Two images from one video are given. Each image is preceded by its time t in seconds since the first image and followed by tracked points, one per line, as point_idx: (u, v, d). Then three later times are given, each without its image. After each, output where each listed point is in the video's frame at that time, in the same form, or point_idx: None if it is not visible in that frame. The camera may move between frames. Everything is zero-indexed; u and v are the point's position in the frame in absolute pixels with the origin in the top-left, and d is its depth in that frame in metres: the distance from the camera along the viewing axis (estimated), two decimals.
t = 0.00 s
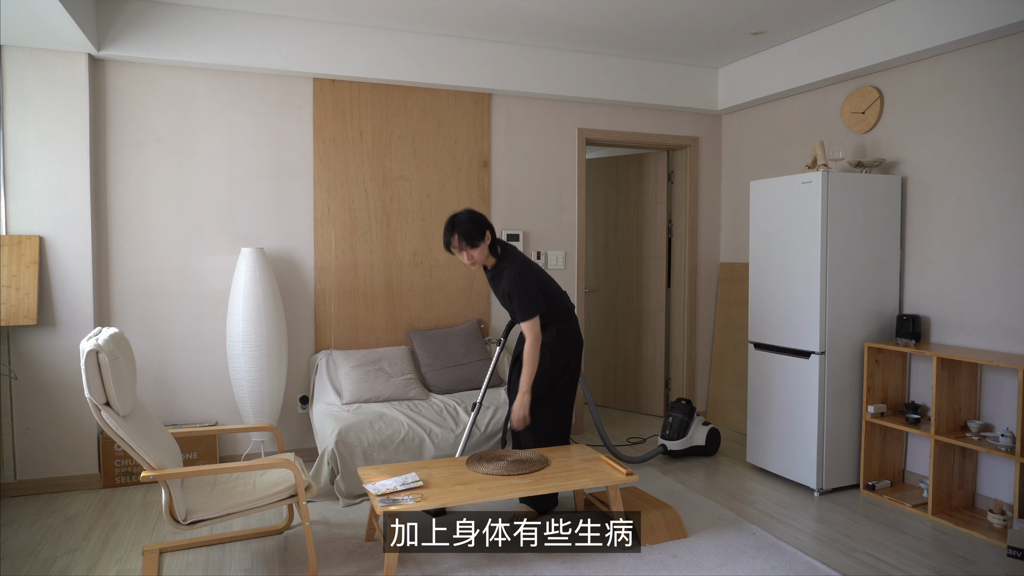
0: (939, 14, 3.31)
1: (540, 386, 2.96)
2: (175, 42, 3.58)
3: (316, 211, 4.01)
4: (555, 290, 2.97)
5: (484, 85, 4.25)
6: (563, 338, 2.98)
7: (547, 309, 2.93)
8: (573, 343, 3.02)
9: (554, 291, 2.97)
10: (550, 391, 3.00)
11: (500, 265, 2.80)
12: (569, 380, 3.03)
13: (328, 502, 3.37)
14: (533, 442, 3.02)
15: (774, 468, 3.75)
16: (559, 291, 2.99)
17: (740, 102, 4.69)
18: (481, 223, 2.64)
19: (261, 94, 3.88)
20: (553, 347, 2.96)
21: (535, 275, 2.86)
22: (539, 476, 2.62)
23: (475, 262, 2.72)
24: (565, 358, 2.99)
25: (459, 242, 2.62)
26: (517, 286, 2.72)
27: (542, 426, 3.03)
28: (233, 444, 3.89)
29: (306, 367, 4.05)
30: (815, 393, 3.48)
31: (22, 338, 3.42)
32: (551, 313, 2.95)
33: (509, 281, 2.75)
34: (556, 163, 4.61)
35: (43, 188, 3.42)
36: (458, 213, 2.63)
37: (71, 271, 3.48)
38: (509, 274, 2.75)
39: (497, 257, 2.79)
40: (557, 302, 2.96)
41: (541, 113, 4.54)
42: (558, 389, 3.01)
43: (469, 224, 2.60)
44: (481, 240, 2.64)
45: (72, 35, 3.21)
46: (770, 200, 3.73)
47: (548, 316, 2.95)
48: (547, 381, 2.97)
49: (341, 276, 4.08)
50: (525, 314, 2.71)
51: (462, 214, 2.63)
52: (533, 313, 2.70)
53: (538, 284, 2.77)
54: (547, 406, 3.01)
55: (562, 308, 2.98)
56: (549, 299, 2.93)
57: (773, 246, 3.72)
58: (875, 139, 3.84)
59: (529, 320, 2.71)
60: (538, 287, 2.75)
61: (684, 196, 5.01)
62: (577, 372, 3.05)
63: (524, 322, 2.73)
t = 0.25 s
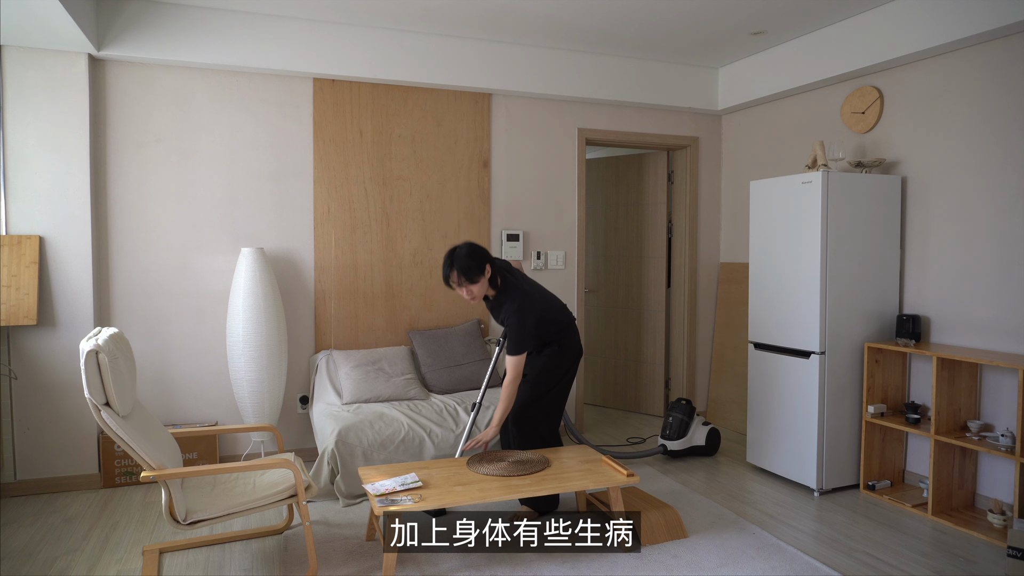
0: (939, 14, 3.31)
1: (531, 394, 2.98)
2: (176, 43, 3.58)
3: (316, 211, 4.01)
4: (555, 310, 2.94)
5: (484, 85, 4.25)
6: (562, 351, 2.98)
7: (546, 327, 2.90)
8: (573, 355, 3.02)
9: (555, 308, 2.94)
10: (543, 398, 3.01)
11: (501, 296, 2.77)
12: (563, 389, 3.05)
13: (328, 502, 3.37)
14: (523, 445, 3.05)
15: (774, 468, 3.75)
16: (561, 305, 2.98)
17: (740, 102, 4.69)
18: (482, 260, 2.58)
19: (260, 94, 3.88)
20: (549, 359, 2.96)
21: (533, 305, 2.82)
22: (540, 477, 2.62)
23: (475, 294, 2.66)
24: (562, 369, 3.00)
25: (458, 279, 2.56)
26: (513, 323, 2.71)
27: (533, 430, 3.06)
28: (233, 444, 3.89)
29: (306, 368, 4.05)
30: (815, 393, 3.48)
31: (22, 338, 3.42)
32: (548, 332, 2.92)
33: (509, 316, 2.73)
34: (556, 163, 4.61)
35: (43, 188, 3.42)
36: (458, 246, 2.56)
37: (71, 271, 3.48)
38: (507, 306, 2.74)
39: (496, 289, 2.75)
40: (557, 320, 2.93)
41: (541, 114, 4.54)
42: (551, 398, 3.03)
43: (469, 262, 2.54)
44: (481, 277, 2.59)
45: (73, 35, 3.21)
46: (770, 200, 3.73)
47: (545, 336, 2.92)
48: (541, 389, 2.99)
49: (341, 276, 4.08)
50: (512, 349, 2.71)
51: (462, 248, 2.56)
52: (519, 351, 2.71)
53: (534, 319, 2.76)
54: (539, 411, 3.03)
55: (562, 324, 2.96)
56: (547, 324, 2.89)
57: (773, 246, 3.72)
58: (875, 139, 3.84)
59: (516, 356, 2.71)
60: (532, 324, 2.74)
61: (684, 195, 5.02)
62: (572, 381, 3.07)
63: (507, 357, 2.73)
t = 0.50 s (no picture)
0: (939, 15, 3.32)
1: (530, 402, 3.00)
2: (176, 43, 3.58)
3: (316, 211, 4.01)
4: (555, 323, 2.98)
5: (484, 85, 4.25)
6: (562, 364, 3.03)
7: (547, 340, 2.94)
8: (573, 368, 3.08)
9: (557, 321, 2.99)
10: (542, 408, 3.03)
11: (496, 314, 2.75)
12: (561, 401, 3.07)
13: (328, 502, 3.37)
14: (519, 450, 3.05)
15: (774, 468, 3.75)
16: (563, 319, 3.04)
17: (740, 102, 4.69)
18: (477, 283, 2.56)
19: (261, 94, 3.88)
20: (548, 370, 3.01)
21: (529, 324, 2.82)
22: (542, 481, 2.62)
23: (469, 315, 2.63)
24: (563, 381, 3.04)
25: (451, 300, 2.54)
26: (503, 344, 2.70)
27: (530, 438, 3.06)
28: (233, 444, 3.89)
29: (306, 368, 4.05)
30: (815, 393, 3.48)
31: (22, 338, 3.42)
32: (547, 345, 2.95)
33: (502, 336, 2.72)
34: (556, 163, 4.61)
35: (43, 188, 3.42)
36: (454, 266, 2.56)
37: (71, 271, 3.48)
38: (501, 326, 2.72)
39: (492, 307, 2.71)
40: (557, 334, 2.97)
41: (541, 114, 4.54)
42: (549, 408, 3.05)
43: (464, 285, 2.52)
44: (475, 299, 2.57)
45: (73, 35, 3.21)
46: (770, 200, 3.73)
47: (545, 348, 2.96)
48: (539, 399, 3.00)
49: (341, 276, 4.08)
50: (500, 367, 2.69)
51: (458, 269, 2.55)
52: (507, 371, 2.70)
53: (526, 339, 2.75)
54: (537, 419, 3.04)
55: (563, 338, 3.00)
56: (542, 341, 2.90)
57: (773, 246, 3.72)
58: (875, 139, 3.84)
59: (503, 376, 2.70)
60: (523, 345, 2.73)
61: (684, 195, 5.02)
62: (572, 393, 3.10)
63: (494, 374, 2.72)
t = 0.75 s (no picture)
0: (939, 15, 3.32)
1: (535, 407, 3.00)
2: (176, 43, 3.58)
3: (316, 211, 4.01)
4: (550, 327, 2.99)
5: (484, 85, 4.25)
6: (562, 370, 3.06)
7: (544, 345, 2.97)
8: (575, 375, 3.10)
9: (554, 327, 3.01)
10: (543, 413, 3.03)
11: (493, 321, 2.69)
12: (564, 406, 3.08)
13: (328, 502, 3.37)
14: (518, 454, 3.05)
15: (774, 468, 3.75)
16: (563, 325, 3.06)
17: (740, 102, 4.69)
18: (472, 293, 2.50)
19: (261, 94, 3.88)
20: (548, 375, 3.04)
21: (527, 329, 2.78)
22: (544, 487, 2.58)
23: (463, 324, 2.57)
24: (564, 387, 3.05)
25: (444, 310, 2.47)
26: (502, 351, 2.63)
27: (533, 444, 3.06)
28: (233, 444, 3.89)
29: (306, 367, 4.05)
30: (815, 393, 3.48)
31: (22, 338, 3.42)
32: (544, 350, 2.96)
33: (499, 344, 2.65)
34: (556, 163, 4.61)
35: (43, 189, 3.42)
36: (449, 275, 2.48)
37: (71, 271, 3.48)
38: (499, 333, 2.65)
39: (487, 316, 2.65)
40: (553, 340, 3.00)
41: (541, 114, 4.54)
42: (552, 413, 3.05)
43: (457, 295, 2.45)
44: (469, 309, 2.51)
45: (73, 35, 3.21)
46: (770, 199, 3.73)
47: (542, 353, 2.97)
48: (540, 404, 3.01)
49: (341, 276, 4.08)
50: (502, 376, 2.62)
51: (454, 279, 2.47)
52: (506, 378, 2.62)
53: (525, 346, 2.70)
54: (537, 425, 3.04)
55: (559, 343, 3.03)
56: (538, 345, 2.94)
57: (773, 246, 3.72)
58: (875, 139, 3.84)
59: (504, 384, 2.63)
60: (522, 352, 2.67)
61: (684, 195, 5.01)
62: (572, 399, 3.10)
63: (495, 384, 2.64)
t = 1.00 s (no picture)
0: (939, 15, 3.31)
1: (534, 409, 3.01)
2: (176, 43, 3.59)
3: (316, 211, 4.01)
4: (554, 330, 2.94)
5: (484, 85, 4.25)
6: (563, 374, 3.05)
7: (548, 349, 2.93)
8: (578, 379, 3.09)
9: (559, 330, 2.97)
10: (543, 414, 3.04)
11: (490, 323, 2.69)
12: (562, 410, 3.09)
13: (327, 502, 3.37)
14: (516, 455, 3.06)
15: (774, 468, 3.75)
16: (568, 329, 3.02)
17: (740, 102, 4.69)
18: (465, 297, 2.51)
19: (261, 94, 3.88)
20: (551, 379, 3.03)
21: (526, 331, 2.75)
22: (550, 492, 2.53)
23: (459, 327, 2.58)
24: (564, 391, 3.05)
25: (438, 312, 2.50)
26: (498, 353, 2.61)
27: (529, 444, 3.07)
28: (233, 444, 3.89)
29: (306, 367, 4.05)
30: (815, 393, 3.48)
31: (23, 338, 3.42)
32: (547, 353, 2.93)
33: (495, 346, 2.63)
34: (556, 163, 4.61)
35: (43, 189, 3.42)
36: (443, 278, 2.50)
37: (71, 271, 3.48)
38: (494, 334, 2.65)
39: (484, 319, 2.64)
40: (557, 344, 2.96)
41: (541, 114, 4.55)
42: (550, 416, 3.06)
43: (450, 298, 2.47)
44: (461, 312, 2.53)
45: (72, 36, 3.21)
46: (770, 200, 3.73)
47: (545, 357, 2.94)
48: (540, 405, 3.01)
49: (341, 276, 4.08)
50: (499, 376, 2.60)
51: (447, 281, 2.49)
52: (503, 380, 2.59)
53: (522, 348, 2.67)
54: (536, 426, 3.04)
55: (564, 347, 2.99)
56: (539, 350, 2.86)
57: (773, 246, 3.72)
58: (875, 139, 3.84)
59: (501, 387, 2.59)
60: (520, 353, 2.64)
61: (684, 195, 5.01)
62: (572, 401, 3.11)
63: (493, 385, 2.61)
